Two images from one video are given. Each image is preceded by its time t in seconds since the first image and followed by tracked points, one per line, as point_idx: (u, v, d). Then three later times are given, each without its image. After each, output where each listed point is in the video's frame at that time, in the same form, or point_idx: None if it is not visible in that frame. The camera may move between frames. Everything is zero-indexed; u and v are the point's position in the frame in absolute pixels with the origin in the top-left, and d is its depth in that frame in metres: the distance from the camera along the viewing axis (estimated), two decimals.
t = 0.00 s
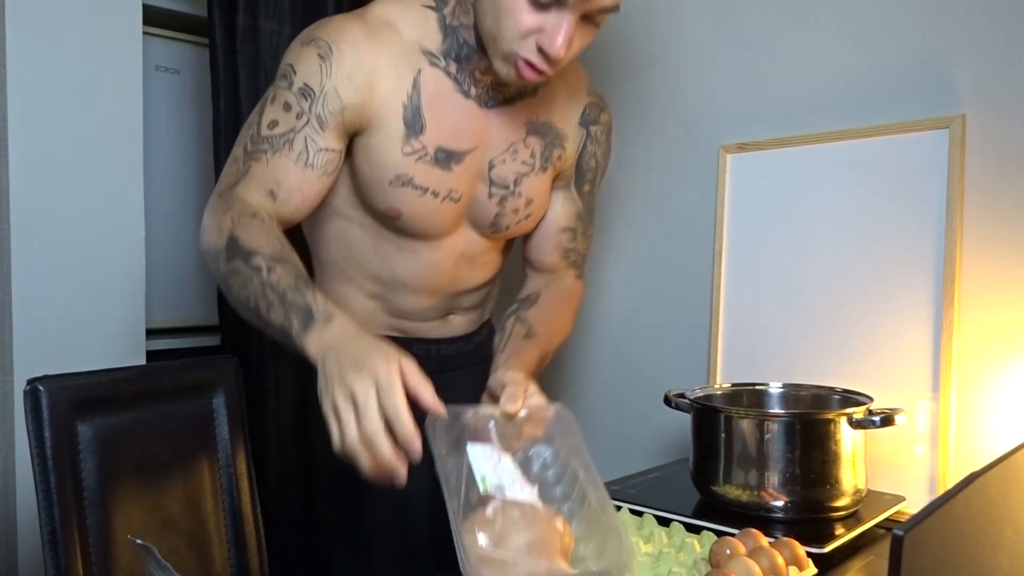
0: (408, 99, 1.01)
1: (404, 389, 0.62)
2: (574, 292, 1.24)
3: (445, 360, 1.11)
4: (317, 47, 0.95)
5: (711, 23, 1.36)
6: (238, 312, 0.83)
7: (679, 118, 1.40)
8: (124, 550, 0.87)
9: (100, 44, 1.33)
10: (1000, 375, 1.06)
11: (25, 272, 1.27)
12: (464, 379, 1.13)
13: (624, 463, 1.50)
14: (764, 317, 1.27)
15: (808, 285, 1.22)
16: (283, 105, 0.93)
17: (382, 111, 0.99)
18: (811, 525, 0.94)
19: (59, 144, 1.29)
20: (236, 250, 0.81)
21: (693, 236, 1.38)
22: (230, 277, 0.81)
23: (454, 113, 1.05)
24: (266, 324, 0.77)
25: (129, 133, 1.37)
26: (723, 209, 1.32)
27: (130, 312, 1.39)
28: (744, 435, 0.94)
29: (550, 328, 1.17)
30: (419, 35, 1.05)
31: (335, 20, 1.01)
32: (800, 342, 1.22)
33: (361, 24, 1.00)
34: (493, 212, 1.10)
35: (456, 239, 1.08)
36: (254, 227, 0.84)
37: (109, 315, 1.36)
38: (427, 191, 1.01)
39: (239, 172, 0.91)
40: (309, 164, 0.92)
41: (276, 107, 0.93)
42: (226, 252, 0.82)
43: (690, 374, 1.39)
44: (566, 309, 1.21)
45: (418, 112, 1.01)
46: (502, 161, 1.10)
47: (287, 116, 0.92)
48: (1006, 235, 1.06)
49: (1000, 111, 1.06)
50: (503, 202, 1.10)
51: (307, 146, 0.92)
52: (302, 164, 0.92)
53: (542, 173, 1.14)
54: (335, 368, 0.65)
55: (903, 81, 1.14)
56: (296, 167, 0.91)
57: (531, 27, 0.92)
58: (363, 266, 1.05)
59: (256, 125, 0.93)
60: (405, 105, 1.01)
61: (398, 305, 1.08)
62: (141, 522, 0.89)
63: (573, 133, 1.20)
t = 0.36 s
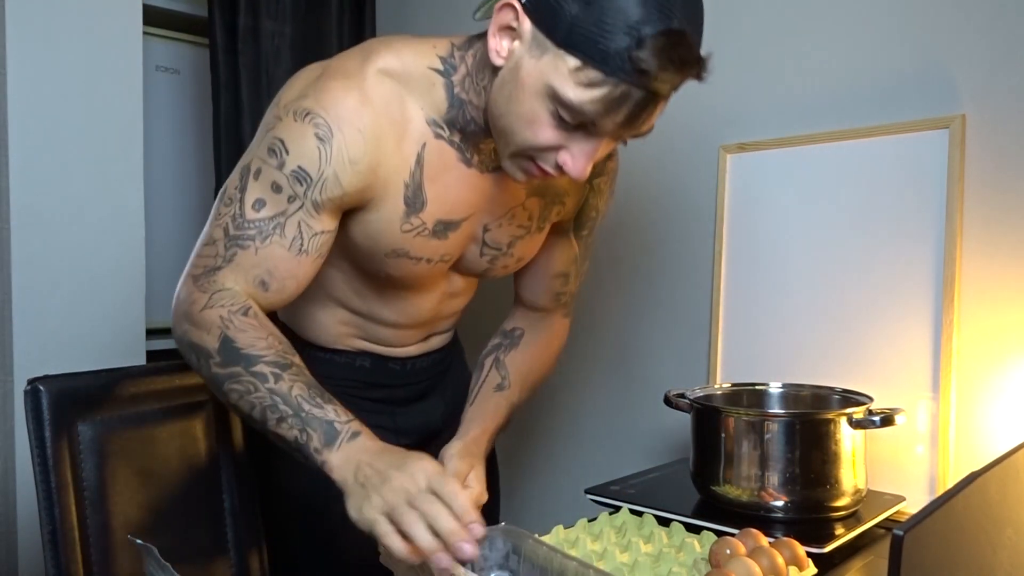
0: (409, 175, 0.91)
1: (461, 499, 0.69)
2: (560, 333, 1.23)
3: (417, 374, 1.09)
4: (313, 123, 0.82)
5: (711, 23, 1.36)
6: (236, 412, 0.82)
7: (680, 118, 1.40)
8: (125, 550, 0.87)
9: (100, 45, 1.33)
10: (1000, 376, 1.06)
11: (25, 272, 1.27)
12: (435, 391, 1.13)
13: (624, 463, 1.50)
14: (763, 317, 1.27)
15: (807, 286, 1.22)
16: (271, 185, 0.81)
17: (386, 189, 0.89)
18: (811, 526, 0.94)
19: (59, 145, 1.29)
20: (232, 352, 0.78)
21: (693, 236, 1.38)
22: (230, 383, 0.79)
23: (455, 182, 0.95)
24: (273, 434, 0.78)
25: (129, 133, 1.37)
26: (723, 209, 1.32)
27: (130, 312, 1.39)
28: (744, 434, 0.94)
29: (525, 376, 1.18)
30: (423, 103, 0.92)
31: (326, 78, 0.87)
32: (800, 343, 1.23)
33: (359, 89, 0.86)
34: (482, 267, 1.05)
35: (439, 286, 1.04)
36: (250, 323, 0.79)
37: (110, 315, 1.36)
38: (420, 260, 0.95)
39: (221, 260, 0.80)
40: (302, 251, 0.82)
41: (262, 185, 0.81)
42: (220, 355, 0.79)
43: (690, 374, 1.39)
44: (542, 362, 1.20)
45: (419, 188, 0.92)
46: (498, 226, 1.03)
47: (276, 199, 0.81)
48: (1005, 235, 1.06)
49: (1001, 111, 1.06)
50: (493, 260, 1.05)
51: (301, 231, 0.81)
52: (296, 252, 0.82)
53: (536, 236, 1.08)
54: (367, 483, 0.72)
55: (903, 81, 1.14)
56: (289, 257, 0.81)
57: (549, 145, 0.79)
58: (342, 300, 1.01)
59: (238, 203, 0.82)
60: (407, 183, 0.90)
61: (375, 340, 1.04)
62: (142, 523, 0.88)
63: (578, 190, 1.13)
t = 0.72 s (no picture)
0: (417, 182, 0.90)
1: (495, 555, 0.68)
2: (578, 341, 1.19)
3: (414, 371, 1.09)
4: (330, 130, 0.80)
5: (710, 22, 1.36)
6: (252, 444, 0.75)
7: (680, 118, 1.40)
8: (125, 551, 0.86)
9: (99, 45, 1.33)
10: (1001, 376, 1.06)
11: (25, 272, 1.27)
12: (430, 389, 1.13)
13: (624, 463, 1.50)
14: (763, 316, 1.27)
15: (808, 286, 1.22)
16: (285, 192, 0.77)
17: (396, 198, 0.88)
18: (811, 525, 0.94)
19: (57, 146, 1.29)
20: (255, 373, 0.73)
21: (693, 235, 1.38)
22: (253, 408, 0.73)
23: (461, 186, 0.95)
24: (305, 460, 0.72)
25: (128, 133, 1.37)
26: (723, 210, 1.31)
27: (130, 312, 1.39)
28: (743, 434, 0.94)
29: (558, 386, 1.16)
30: (430, 110, 0.92)
31: (333, 87, 0.85)
32: (800, 343, 1.23)
33: (369, 97, 0.84)
34: (482, 267, 1.06)
35: (439, 287, 1.04)
36: (272, 341, 0.74)
37: (109, 315, 1.36)
38: (425, 262, 0.95)
39: (234, 274, 0.74)
40: (317, 261, 0.78)
41: (275, 193, 0.77)
42: (240, 378, 0.73)
43: (690, 374, 1.39)
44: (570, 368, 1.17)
45: (427, 195, 0.91)
46: (500, 226, 1.03)
47: (291, 207, 0.77)
48: (1005, 236, 1.06)
49: (1000, 111, 1.06)
50: (494, 260, 1.05)
51: (316, 240, 0.77)
52: (311, 261, 0.77)
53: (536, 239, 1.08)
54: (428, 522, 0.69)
55: (903, 81, 1.14)
56: (304, 267, 0.77)
57: (561, 148, 0.78)
58: (339, 302, 1.00)
59: (248, 212, 0.76)
60: (415, 189, 0.90)
61: (369, 337, 1.03)
62: (142, 524, 0.88)
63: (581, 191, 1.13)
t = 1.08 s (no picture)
0: (416, 183, 0.90)
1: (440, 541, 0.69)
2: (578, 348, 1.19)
3: (415, 371, 1.09)
4: (327, 128, 0.80)
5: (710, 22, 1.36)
6: (187, 424, 0.74)
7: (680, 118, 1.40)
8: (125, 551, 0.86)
9: (98, 45, 1.33)
10: (1001, 376, 1.06)
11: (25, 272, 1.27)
12: (432, 389, 1.13)
13: (624, 463, 1.50)
14: (763, 316, 1.27)
15: (808, 286, 1.22)
16: (273, 181, 0.77)
17: (393, 199, 0.88)
18: (811, 526, 0.94)
19: (56, 146, 1.29)
20: (199, 351, 0.71)
21: (693, 235, 1.38)
22: (191, 385, 0.71)
23: (461, 188, 0.95)
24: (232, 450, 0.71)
25: (128, 134, 1.37)
26: (723, 210, 1.31)
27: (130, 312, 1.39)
28: (743, 434, 0.94)
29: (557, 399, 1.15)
30: (432, 112, 0.92)
31: (336, 90, 0.85)
32: (799, 343, 1.23)
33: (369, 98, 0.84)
34: (483, 267, 1.06)
35: (439, 286, 1.04)
36: (224, 322, 0.73)
37: (109, 315, 1.36)
38: (424, 261, 0.95)
39: (204, 250, 0.74)
40: (294, 253, 0.77)
41: (262, 181, 0.77)
42: (184, 352, 0.71)
43: (690, 374, 1.39)
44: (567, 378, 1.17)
45: (426, 195, 0.91)
46: (501, 227, 1.03)
47: (277, 197, 0.76)
48: (1005, 236, 1.06)
49: (1000, 111, 1.06)
50: (495, 260, 1.06)
51: (296, 233, 0.77)
52: (287, 253, 0.77)
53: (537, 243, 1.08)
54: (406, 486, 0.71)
55: (903, 82, 1.14)
56: (279, 257, 0.76)
57: (568, 151, 0.79)
58: (339, 299, 1.00)
59: (234, 194, 0.77)
60: (414, 191, 0.90)
61: (370, 336, 1.04)
62: (142, 524, 0.88)
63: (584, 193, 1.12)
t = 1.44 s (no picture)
0: (407, 165, 0.90)
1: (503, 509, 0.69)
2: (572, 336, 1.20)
3: (410, 371, 1.09)
4: (311, 112, 0.80)
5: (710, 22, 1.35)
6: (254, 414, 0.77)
7: (680, 118, 1.40)
8: (125, 551, 0.86)
9: (98, 46, 1.33)
10: (1001, 376, 1.06)
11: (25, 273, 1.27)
12: (429, 390, 1.13)
13: (625, 463, 1.50)
14: (763, 316, 1.27)
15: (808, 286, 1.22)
16: (269, 176, 0.78)
17: (385, 182, 0.88)
18: (811, 526, 0.93)
19: (56, 146, 1.29)
20: (243, 347, 0.74)
21: (694, 235, 1.38)
22: (246, 380, 0.74)
23: (452, 170, 0.95)
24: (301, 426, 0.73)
25: (128, 135, 1.37)
26: (723, 210, 1.31)
27: (130, 313, 1.39)
28: (744, 434, 0.94)
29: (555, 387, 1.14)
30: (418, 91, 0.91)
31: (318, 72, 0.85)
32: (799, 343, 1.23)
33: (354, 80, 0.85)
34: (475, 258, 1.06)
35: (432, 277, 1.04)
36: (256, 316, 0.76)
37: (109, 316, 1.36)
38: (414, 251, 0.95)
39: (219, 256, 0.76)
40: (302, 242, 0.80)
41: (259, 177, 0.78)
42: (230, 352, 0.74)
43: (690, 374, 1.39)
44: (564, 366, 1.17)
45: (417, 177, 0.91)
46: (492, 215, 1.03)
47: (275, 190, 0.78)
48: (1005, 236, 1.06)
49: (1000, 112, 1.06)
50: (486, 250, 1.05)
51: (301, 223, 0.79)
52: (296, 243, 0.80)
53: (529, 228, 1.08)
54: (410, 472, 0.70)
55: (903, 83, 1.14)
56: (290, 249, 0.79)
57: (560, 125, 0.79)
58: (331, 293, 1.00)
59: (234, 195, 0.78)
60: (405, 173, 0.90)
61: (364, 333, 1.03)
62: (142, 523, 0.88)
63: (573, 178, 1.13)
